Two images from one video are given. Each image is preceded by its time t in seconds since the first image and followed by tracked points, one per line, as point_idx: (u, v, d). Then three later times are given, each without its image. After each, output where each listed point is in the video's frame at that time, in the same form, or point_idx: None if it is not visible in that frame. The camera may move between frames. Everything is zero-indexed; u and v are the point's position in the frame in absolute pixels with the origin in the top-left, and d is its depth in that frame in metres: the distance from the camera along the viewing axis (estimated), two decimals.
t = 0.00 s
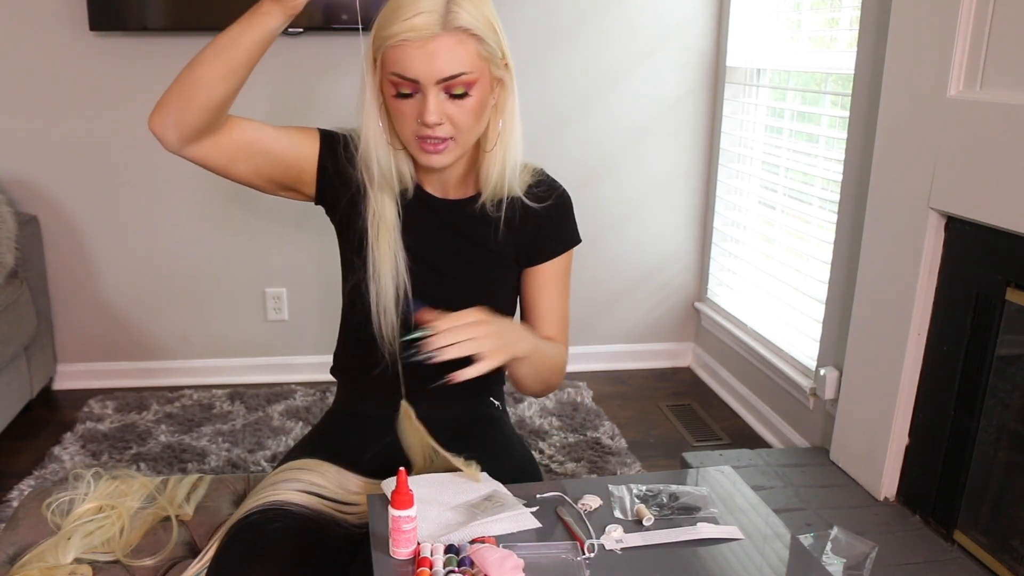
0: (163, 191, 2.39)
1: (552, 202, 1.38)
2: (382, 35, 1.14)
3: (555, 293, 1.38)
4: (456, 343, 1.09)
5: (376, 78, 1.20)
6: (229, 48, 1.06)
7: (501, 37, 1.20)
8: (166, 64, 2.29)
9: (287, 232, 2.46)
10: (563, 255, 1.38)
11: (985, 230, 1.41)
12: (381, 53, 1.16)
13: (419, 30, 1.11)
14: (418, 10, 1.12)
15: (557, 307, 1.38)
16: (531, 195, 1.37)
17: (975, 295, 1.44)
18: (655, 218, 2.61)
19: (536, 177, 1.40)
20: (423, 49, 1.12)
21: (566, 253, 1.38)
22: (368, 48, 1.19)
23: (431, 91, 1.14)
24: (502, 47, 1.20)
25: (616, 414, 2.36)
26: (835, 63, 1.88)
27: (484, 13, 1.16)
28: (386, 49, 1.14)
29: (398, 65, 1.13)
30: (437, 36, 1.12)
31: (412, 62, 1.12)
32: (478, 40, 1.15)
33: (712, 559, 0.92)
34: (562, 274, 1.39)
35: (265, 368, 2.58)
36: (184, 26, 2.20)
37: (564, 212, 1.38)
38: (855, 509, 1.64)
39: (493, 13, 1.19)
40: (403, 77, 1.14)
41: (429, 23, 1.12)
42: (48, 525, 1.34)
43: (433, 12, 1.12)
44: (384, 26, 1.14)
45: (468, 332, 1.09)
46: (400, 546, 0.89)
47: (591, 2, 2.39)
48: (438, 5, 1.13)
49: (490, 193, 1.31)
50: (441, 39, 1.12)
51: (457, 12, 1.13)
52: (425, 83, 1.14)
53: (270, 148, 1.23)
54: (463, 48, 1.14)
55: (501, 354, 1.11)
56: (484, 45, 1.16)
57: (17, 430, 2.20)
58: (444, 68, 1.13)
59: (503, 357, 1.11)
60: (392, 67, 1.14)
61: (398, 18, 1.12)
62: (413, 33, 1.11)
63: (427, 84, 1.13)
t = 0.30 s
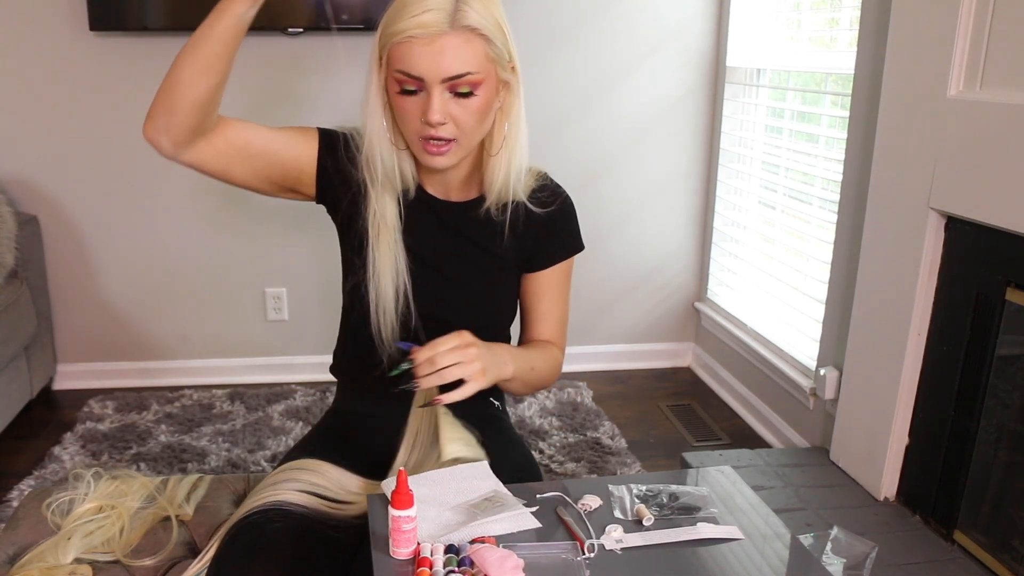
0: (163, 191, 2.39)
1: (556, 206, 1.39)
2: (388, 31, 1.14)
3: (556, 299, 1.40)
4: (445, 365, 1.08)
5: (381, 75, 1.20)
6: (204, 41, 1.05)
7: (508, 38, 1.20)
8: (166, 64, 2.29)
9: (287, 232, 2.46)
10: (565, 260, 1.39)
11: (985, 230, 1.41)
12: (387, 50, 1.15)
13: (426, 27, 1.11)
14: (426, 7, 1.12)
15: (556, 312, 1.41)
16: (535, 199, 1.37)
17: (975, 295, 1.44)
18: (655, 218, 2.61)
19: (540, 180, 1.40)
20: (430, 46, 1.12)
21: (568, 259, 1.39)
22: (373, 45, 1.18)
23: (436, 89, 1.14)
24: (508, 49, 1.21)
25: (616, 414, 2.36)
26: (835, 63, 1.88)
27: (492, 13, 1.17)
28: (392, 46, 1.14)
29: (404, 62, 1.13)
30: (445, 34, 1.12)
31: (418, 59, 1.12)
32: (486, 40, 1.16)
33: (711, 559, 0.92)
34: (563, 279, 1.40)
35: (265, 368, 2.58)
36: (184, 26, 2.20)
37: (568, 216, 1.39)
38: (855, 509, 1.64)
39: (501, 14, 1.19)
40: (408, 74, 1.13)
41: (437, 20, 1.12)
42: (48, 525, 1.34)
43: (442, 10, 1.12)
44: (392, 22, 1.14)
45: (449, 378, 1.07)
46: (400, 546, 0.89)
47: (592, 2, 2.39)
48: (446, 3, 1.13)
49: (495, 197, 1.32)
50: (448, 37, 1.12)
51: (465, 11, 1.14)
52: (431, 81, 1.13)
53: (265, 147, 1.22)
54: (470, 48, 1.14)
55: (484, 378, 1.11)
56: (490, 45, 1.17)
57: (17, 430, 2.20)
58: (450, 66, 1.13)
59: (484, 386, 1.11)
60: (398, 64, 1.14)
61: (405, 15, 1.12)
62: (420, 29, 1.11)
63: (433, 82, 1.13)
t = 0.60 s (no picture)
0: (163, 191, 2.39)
1: (556, 206, 1.39)
2: (395, 31, 1.13)
3: (560, 293, 1.44)
4: (479, 372, 1.13)
5: (383, 77, 1.18)
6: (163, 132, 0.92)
7: (515, 41, 1.20)
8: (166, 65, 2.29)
9: (287, 232, 2.46)
10: (566, 259, 1.41)
11: (985, 230, 1.41)
12: (392, 52, 1.14)
13: (436, 27, 1.11)
14: (434, 7, 1.12)
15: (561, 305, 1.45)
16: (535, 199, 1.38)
17: (975, 295, 1.44)
18: (655, 219, 2.61)
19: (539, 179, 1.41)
20: (439, 46, 1.11)
21: (569, 259, 1.42)
22: (376, 46, 1.17)
23: (444, 90, 1.13)
24: (515, 52, 1.21)
25: (616, 414, 2.36)
26: (835, 63, 1.88)
27: (500, 15, 1.17)
28: (398, 46, 1.13)
29: (412, 63, 1.12)
30: (455, 34, 1.12)
31: (427, 59, 1.11)
32: (494, 42, 1.16)
33: (711, 559, 0.92)
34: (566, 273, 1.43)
35: (265, 368, 2.58)
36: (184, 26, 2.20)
37: (568, 215, 1.40)
38: (855, 509, 1.64)
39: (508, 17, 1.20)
40: (416, 75, 1.12)
41: (446, 20, 1.11)
42: (48, 525, 1.34)
43: (451, 11, 1.12)
44: (398, 22, 1.13)
45: (478, 382, 1.13)
46: (400, 546, 0.89)
47: (591, 3, 2.39)
48: (455, 3, 1.13)
49: (497, 201, 1.32)
50: (458, 38, 1.12)
51: (475, 12, 1.14)
52: (439, 82, 1.12)
53: (255, 188, 1.17)
54: (480, 49, 1.14)
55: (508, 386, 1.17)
56: (498, 47, 1.17)
57: (17, 430, 2.20)
58: (459, 67, 1.12)
59: (501, 395, 1.18)
60: (405, 65, 1.13)
61: (413, 14, 1.12)
62: (430, 29, 1.11)
63: (441, 83, 1.12)
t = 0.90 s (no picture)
0: (163, 191, 2.39)
1: (557, 212, 1.39)
2: (397, 38, 1.11)
3: (560, 296, 1.45)
4: (466, 383, 1.15)
5: (383, 83, 1.16)
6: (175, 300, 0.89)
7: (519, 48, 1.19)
8: (166, 65, 2.29)
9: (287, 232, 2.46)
10: (566, 263, 1.42)
11: (985, 230, 1.41)
12: (394, 59, 1.12)
13: (442, 32, 1.09)
14: (438, 13, 1.10)
15: (560, 307, 1.46)
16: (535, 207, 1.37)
17: (976, 295, 1.44)
18: (655, 219, 2.61)
19: (540, 184, 1.39)
20: (444, 51, 1.09)
21: (570, 262, 1.42)
22: (376, 52, 1.15)
23: (448, 98, 1.11)
24: (519, 59, 1.19)
25: (616, 414, 2.36)
26: (835, 63, 1.88)
27: (503, 20, 1.15)
28: (401, 54, 1.11)
29: (415, 69, 1.10)
30: (460, 39, 1.10)
31: (432, 66, 1.09)
32: (499, 49, 1.14)
33: (711, 559, 0.92)
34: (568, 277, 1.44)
35: (265, 368, 2.58)
36: (183, 26, 2.20)
37: (569, 221, 1.40)
38: (856, 509, 1.64)
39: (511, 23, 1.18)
40: (420, 82, 1.10)
41: (452, 25, 1.10)
42: (48, 525, 1.34)
43: (456, 15, 1.10)
44: (400, 27, 1.11)
45: (462, 391, 1.16)
46: (400, 546, 0.89)
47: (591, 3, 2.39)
48: (460, 8, 1.11)
49: (499, 213, 1.31)
50: (464, 43, 1.10)
51: (480, 17, 1.12)
52: (443, 89, 1.11)
53: (253, 243, 1.16)
54: (485, 55, 1.12)
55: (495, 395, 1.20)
56: (502, 54, 1.15)
57: (17, 430, 2.20)
58: (464, 74, 1.10)
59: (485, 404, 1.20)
60: (407, 71, 1.11)
61: (416, 20, 1.10)
62: (435, 34, 1.09)
63: (446, 90, 1.11)
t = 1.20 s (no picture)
0: (163, 191, 2.39)
1: (574, 230, 1.38)
2: (409, 65, 1.01)
3: (566, 311, 1.44)
4: (449, 420, 1.14)
5: (394, 108, 1.07)
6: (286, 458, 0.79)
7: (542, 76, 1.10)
8: (166, 65, 2.29)
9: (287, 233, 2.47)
10: (578, 277, 1.40)
11: (985, 229, 1.41)
12: (406, 88, 1.03)
13: (459, 62, 0.99)
14: (456, 40, 0.99)
15: (566, 321, 1.45)
16: (555, 227, 1.36)
17: (975, 295, 1.44)
18: (655, 219, 2.61)
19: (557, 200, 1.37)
20: (463, 82, 1.00)
21: (580, 278, 1.41)
22: (387, 75, 1.05)
23: (465, 132, 1.03)
24: (541, 86, 1.11)
25: (616, 414, 2.36)
26: (835, 63, 1.88)
27: (526, 44, 1.06)
28: (414, 83, 1.01)
29: (430, 100, 1.00)
30: (481, 69, 1.00)
31: (448, 98, 1.00)
32: (522, 79, 1.05)
33: (712, 560, 0.92)
34: (577, 291, 1.43)
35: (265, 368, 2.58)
36: (183, 26, 2.20)
37: (585, 237, 1.39)
38: (856, 509, 1.64)
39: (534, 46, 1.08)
40: (434, 115, 1.01)
41: (472, 53, 1.00)
42: (48, 525, 1.34)
43: (477, 42, 1.00)
44: (413, 52, 1.01)
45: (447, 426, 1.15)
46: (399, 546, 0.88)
47: (592, 3, 2.39)
48: (481, 34, 1.01)
49: (515, 242, 1.27)
50: (485, 73, 1.00)
51: (502, 43, 1.02)
52: (460, 123, 1.02)
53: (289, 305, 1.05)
54: (506, 86, 1.03)
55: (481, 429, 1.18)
56: (524, 84, 1.06)
57: (17, 430, 2.20)
58: (484, 110, 1.01)
59: (476, 435, 1.19)
60: (421, 101, 1.01)
61: (431, 46, 0.99)
62: (452, 63, 0.99)
63: (463, 125, 1.02)
